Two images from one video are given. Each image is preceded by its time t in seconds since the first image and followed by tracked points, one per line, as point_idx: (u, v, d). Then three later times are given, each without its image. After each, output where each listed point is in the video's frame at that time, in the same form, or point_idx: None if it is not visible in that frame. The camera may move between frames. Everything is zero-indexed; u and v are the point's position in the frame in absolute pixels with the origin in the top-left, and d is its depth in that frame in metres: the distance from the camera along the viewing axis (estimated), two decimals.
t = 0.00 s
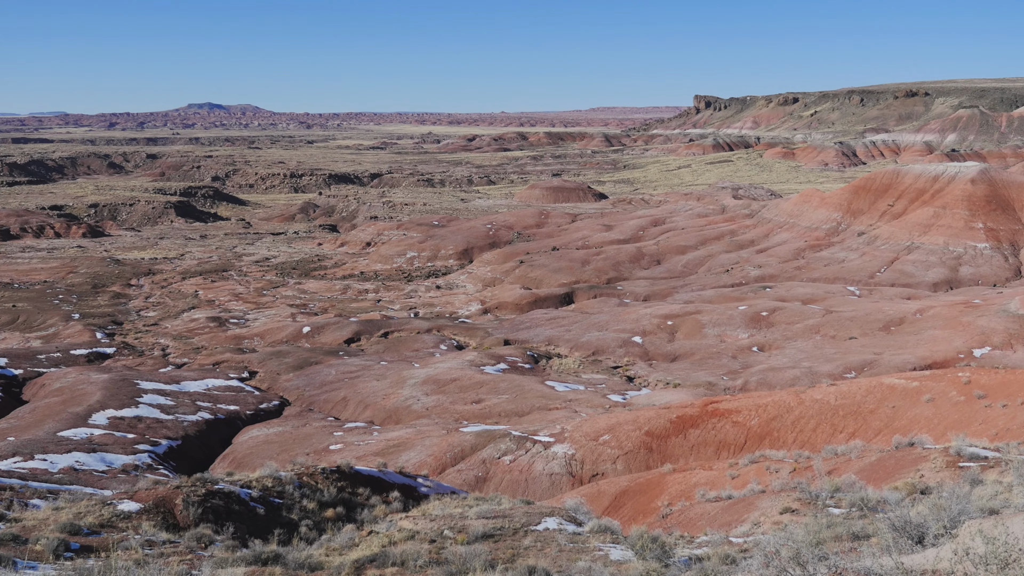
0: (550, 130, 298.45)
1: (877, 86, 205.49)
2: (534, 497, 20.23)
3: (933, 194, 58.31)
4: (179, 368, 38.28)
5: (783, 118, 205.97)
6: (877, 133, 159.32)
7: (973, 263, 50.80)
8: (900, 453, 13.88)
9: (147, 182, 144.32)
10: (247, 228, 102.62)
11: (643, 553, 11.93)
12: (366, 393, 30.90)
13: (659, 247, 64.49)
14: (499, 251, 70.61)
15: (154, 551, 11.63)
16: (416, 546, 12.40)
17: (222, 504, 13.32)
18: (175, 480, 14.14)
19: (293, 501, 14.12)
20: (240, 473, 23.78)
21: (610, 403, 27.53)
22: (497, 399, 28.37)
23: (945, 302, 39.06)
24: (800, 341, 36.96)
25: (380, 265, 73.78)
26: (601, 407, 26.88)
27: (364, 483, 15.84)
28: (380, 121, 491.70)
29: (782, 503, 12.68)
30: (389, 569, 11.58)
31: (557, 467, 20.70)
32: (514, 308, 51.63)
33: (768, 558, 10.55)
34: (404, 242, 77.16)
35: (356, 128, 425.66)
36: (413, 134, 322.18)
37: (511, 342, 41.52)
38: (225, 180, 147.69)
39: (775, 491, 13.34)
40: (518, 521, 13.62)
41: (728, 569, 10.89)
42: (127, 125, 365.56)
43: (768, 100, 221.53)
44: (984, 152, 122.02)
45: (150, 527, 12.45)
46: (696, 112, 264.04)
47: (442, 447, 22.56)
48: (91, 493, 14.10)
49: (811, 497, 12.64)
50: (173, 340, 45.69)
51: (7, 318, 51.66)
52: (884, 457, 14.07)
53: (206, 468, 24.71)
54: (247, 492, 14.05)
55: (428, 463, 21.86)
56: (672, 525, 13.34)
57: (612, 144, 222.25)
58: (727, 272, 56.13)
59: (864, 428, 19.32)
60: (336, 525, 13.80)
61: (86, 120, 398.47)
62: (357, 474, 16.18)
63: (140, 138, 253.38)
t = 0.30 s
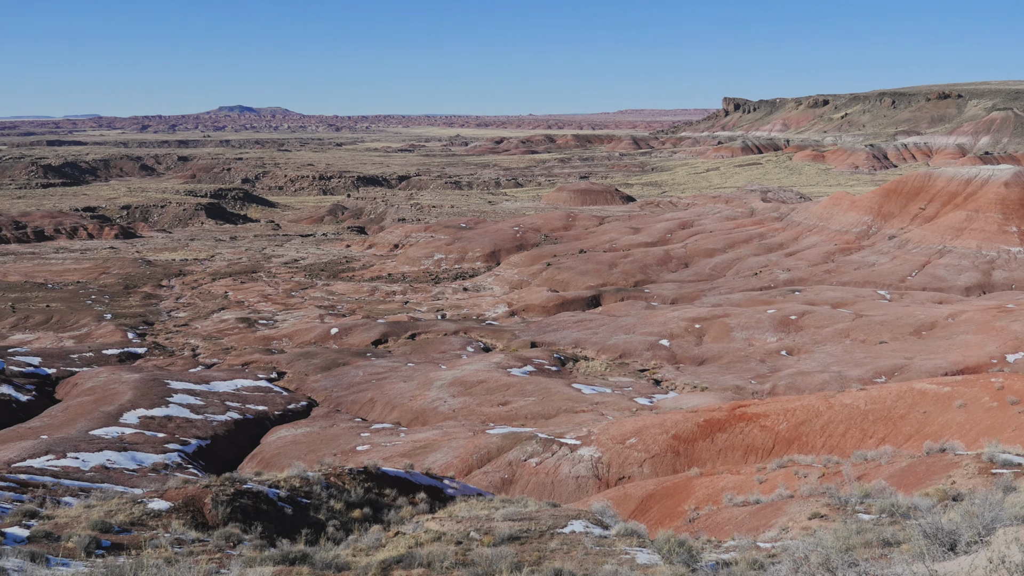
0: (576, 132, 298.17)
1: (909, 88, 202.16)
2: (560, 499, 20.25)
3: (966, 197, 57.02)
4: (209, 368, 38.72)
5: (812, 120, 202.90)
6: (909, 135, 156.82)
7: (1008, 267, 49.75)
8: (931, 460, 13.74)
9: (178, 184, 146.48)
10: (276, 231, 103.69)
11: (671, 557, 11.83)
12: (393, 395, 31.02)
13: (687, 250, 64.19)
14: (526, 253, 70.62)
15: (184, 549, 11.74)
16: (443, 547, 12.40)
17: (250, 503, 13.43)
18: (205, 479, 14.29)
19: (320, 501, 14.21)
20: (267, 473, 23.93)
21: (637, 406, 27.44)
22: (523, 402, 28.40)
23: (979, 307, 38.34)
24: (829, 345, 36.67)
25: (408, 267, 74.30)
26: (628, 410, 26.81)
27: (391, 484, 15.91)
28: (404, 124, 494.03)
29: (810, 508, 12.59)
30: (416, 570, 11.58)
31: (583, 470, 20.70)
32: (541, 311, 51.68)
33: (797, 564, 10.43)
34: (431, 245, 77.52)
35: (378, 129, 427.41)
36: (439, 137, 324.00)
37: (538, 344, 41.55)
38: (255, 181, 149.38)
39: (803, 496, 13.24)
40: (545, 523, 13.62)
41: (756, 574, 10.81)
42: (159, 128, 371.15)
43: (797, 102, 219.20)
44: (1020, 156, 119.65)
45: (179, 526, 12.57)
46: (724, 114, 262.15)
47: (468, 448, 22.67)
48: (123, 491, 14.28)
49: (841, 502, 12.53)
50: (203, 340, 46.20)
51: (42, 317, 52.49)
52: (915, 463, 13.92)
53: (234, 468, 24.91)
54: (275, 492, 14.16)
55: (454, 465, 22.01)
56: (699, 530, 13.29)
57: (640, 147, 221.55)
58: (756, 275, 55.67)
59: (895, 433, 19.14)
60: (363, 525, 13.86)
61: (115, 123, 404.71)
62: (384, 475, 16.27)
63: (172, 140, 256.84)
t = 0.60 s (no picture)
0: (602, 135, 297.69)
1: (941, 90, 199.04)
2: (585, 502, 20.34)
3: (1000, 201, 55.08)
4: (237, 368, 39.13)
5: (841, 123, 199.47)
6: (940, 138, 154.51)
7: None
8: (961, 466, 13.60)
9: (207, 185, 148.06)
10: (304, 232, 104.60)
11: (697, 561, 11.74)
12: (420, 396, 31.12)
13: (714, 252, 63.94)
14: (552, 255, 70.68)
15: (211, 548, 11.83)
16: (468, 549, 12.38)
17: (277, 503, 13.53)
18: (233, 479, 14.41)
19: (346, 501, 14.30)
20: (294, 472, 24.10)
21: (663, 409, 27.38)
22: (549, 404, 28.42)
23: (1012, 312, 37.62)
24: (857, 349, 36.34)
25: (434, 269, 74.55)
26: (654, 413, 26.74)
27: (417, 485, 15.96)
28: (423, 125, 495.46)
29: (838, 514, 12.51)
30: (441, 571, 11.56)
31: (609, 473, 20.78)
32: (567, 313, 51.71)
33: (825, 570, 10.32)
34: (458, 247, 77.74)
35: (397, 130, 428.50)
36: (465, 139, 325.47)
37: (564, 347, 41.59)
38: (283, 183, 150.52)
39: (831, 501, 13.16)
40: (571, 526, 13.61)
41: None
42: (189, 130, 375.72)
43: (827, 104, 217.11)
44: None
45: (207, 525, 12.68)
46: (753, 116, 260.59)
47: (494, 450, 22.85)
48: (151, 490, 14.42)
49: (869, 508, 12.42)
50: (231, 340, 46.63)
51: (74, 317, 53.17)
52: (945, 469, 13.76)
53: (261, 467, 25.14)
54: (302, 492, 14.26)
55: (480, 467, 22.18)
56: (725, 534, 13.26)
57: (666, 149, 220.68)
58: (783, 279, 55.29)
59: (924, 439, 18.89)
60: (388, 526, 13.90)
61: (142, 125, 410.10)
62: (410, 476, 16.34)
63: (202, 142, 260.24)
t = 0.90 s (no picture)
0: (628, 137, 297.59)
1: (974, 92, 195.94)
2: (610, 505, 20.51)
3: None
4: (264, 368, 39.45)
5: (871, 125, 198.48)
6: (972, 140, 152.22)
7: None
8: (991, 473, 13.44)
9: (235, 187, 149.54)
10: (331, 233, 105.30)
11: (722, 565, 11.62)
12: (445, 397, 31.21)
13: (741, 255, 63.65)
14: (578, 258, 70.74)
15: (238, 547, 11.90)
16: (493, 550, 12.36)
17: (304, 502, 13.61)
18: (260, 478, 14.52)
19: (372, 502, 14.38)
20: (320, 472, 24.27)
21: (689, 412, 27.33)
22: (574, 406, 28.43)
23: None
24: (886, 354, 35.98)
25: (460, 270, 74.71)
26: (679, 416, 26.70)
27: (442, 486, 16.02)
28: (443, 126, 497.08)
29: (865, 519, 12.42)
30: (466, 572, 11.53)
31: (634, 476, 20.97)
32: (593, 315, 51.71)
33: None
34: (484, 248, 77.89)
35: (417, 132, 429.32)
36: (494, 141, 326.72)
37: (589, 349, 41.58)
38: (311, 184, 151.58)
39: (858, 507, 13.08)
40: (596, 529, 13.60)
41: None
42: (216, 131, 379.90)
43: (856, 106, 215.07)
44: None
45: (234, 523, 12.79)
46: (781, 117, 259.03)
47: (519, 452, 23.02)
48: (179, 488, 14.61)
49: (897, 514, 12.30)
50: (258, 340, 47.01)
51: (104, 316, 53.75)
52: (973, 476, 13.62)
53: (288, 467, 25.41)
54: (328, 492, 14.35)
55: (505, 468, 22.33)
56: (752, 539, 13.24)
57: (693, 151, 219.73)
58: (810, 282, 54.86)
59: (953, 444, 18.61)
60: (413, 527, 13.98)
61: (168, 126, 414.71)
62: (435, 477, 16.41)
63: (231, 144, 263.06)
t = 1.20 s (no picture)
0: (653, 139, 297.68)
1: (1008, 94, 193.00)
2: (635, 508, 20.53)
3: None
4: (291, 368, 39.72)
5: (901, 128, 197.12)
6: (1004, 143, 149.94)
7: None
8: (1022, 481, 13.24)
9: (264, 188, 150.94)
10: (358, 234, 105.88)
11: (748, 570, 11.57)
12: (470, 398, 31.30)
13: (768, 258, 63.31)
14: (604, 260, 70.76)
15: (265, 545, 11.99)
16: (517, 552, 12.34)
17: (329, 502, 13.71)
18: (288, 477, 14.64)
19: (397, 502, 14.47)
20: (346, 472, 24.40)
21: (715, 416, 27.25)
22: (599, 408, 28.42)
23: None
24: (915, 358, 35.57)
25: (486, 272, 74.82)
26: (705, 420, 26.62)
27: (467, 487, 16.10)
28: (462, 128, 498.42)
29: (893, 525, 12.31)
30: (491, 574, 11.51)
31: (659, 479, 20.98)
32: (619, 318, 51.69)
33: None
34: (509, 250, 78.03)
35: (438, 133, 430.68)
36: (521, 143, 327.55)
37: (615, 351, 41.53)
38: (338, 186, 152.53)
39: (886, 513, 12.99)
40: (621, 531, 13.59)
41: None
42: (246, 132, 383.35)
43: (885, 109, 213.04)
44: None
45: (261, 522, 12.89)
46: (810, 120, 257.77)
47: (544, 454, 23.13)
48: (206, 487, 14.78)
49: (927, 521, 12.16)
50: (285, 340, 47.33)
51: (134, 315, 54.30)
52: (1004, 483, 13.43)
53: (314, 466, 25.54)
54: (354, 492, 14.46)
55: (530, 470, 22.47)
56: (778, 544, 13.22)
57: (720, 153, 218.77)
58: (838, 285, 54.40)
59: (984, 451, 18.26)
60: (438, 527, 14.05)
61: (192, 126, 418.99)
62: (460, 478, 16.50)
63: (260, 145, 265.85)
